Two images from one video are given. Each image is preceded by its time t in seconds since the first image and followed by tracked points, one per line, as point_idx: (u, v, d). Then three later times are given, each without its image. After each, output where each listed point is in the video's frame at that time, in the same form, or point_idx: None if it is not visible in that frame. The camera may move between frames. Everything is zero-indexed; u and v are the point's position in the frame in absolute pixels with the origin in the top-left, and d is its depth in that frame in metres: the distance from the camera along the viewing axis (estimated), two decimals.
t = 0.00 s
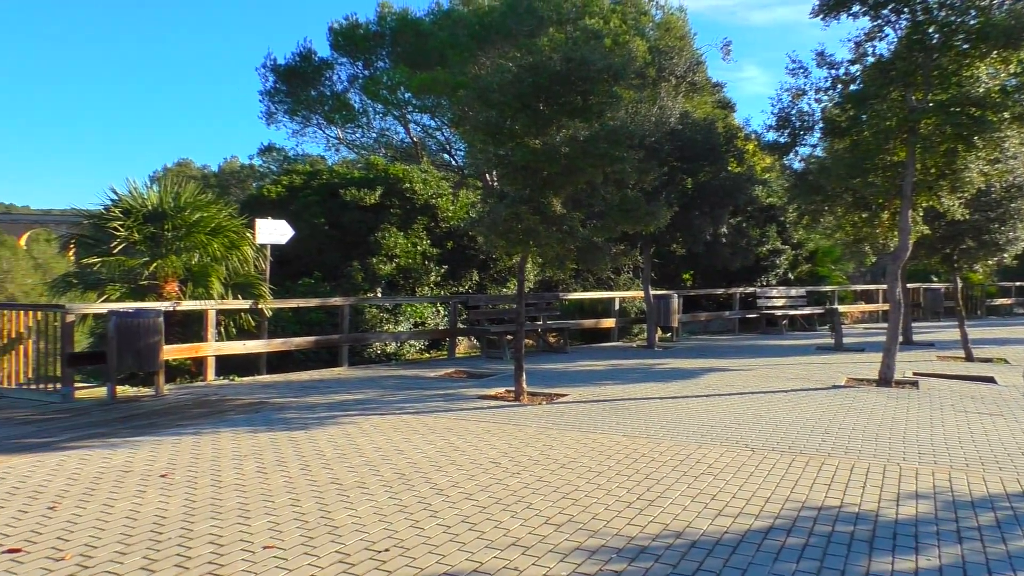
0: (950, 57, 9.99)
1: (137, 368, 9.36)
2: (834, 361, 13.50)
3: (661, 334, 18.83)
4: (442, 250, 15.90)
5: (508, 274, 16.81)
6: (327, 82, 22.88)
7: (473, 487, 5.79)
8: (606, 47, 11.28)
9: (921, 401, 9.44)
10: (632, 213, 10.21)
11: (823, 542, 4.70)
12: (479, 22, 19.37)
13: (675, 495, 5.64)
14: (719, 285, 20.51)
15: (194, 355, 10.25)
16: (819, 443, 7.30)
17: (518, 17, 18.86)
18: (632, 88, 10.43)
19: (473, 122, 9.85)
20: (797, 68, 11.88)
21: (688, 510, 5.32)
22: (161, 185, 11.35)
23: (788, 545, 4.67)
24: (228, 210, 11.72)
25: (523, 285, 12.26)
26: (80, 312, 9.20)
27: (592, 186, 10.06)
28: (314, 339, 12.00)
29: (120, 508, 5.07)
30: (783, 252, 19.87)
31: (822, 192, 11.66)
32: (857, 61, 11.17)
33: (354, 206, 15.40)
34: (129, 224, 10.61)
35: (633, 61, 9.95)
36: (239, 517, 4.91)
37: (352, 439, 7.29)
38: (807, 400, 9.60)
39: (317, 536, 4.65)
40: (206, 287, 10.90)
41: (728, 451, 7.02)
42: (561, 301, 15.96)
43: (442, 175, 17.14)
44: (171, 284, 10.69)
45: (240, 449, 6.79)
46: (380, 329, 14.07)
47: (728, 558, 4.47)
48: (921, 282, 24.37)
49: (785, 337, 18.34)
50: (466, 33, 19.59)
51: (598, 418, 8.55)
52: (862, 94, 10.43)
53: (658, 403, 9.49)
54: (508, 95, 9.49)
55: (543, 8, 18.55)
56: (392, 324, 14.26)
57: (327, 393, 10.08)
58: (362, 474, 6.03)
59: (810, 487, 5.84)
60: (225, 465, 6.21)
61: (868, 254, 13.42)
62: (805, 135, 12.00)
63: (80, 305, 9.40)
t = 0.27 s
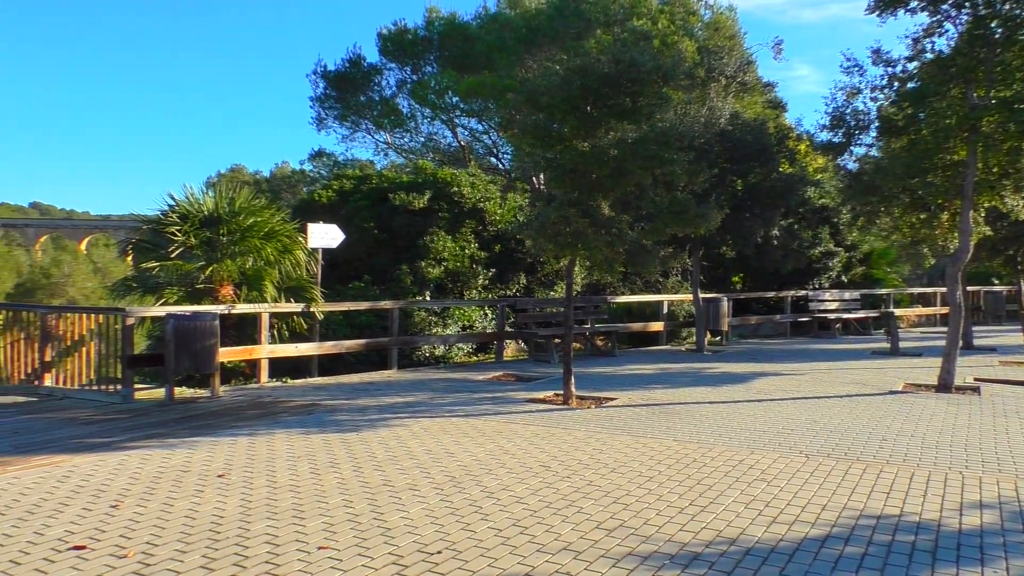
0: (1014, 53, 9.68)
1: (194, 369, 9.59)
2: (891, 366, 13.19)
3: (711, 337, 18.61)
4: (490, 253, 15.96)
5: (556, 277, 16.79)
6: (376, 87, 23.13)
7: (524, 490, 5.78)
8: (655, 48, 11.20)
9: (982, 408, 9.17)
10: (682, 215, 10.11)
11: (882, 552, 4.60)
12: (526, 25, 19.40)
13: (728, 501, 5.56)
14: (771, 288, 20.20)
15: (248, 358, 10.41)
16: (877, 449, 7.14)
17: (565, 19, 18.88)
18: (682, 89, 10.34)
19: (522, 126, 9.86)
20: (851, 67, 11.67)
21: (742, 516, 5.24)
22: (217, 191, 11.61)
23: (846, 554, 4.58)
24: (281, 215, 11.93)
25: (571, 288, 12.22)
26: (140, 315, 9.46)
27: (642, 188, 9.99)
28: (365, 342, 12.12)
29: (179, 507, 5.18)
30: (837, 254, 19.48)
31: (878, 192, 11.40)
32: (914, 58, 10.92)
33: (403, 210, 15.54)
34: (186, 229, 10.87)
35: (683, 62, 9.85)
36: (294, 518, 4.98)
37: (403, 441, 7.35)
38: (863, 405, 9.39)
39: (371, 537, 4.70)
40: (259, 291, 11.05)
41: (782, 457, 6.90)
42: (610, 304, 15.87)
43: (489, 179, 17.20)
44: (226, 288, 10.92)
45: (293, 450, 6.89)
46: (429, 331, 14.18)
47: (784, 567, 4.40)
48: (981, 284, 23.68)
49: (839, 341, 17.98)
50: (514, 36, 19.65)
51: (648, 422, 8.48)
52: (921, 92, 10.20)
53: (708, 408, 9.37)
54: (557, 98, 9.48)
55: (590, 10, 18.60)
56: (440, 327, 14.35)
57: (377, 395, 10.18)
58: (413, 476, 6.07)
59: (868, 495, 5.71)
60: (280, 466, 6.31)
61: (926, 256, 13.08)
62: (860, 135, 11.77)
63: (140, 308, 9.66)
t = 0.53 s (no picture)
0: None
1: (244, 372, 9.74)
2: (944, 370, 12.86)
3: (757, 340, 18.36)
4: (533, 256, 15.96)
5: (599, 280, 16.72)
6: (419, 92, 23.30)
7: (570, 494, 5.76)
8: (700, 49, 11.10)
9: None
10: (728, 216, 9.99)
11: (939, 561, 4.48)
12: (569, 27, 19.37)
13: (779, 507, 5.47)
14: (818, 290, 19.86)
15: (296, 360, 10.56)
16: (932, 455, 6.96)
17: (607, 20, 18.72)
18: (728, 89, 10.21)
19: (566, 128, 9.83)
20: (903, 64, 11.43)
21: (792, 522, 5.14)
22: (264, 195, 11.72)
23: (902, 562, 4.47)
24: (327, 219, 12.03)
25: (615, 290, 12.15)
26: (191, 319, 9.65)
27: (687, 190, 9.90)
28: (409, 344, 12.19)
29: (231, 507, 5.26)
30: (887, 256, 19.04)
31: (930, 192, 11.13)
32: (970, 54, 10.65)
33: (447, 214, 15.60)
34: (235, 234, 10.99)
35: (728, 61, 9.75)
36: (342, 518, 5.03)
37: (448, 443, 7.37)
38: (916, 410, 9.18)
39: (419, 538, 4.72)
40: (307, 294, 11.21)
41: (833, 462, 6.76)
42: (654, 307, 15.75)
43: (533, 182, 17.20)
44: (274, 291, 11.10)
45: (341, 451, 6.96)
46: (472, 334, 14.21)
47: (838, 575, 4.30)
48: None
49: (889, 344, 17.60)
50: (556, 38, 19.64)
51: (694, 426, 8.38)
52: (977, 88, 9.94)
53: (756, 412, 9.24)
54: (602, 100, 9.43)
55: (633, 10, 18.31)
56: (484, 329, 14.39)
57: (422, 398, 10.23)
58: (459, 479, 6.09)
59: (924, 502, 5.57)
60: (328, 467, 6.38)
61: (981, 256, 12.74)
62: (913, 133, 11.52)
63: (190, 311, 9.84)
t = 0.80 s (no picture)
0: None
1: (289, 373, 9.86)
2: (998, 374, 12.52)
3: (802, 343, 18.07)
4: (574, 258, 15.93)
5: (641, 281, 16.62)
6: (460, 94, 23.39)
7: (613, 497, 5.72)
8: (745, 47, 10.94)
9: None
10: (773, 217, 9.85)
11: (997, 571, 4.35)
12: (610, 28, 19.31)
13: (828, 513, 5.37)
14: (866, 292, 19.49)
15: (340, 361, 10.67)
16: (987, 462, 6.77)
17: (649, 22, 18.46)
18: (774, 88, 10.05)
19: (608, 130, 9.78)
20: (956, 60, 11.19)
21: (842, 529, 5.05)
22: (308, 198, 11.84)
23: (958, 572, 4.35)
24: (370, 221, 12.12)
25: (658, 292, 12.06)
26: (238, 320, 9.81)
27: (731, 190, 9.79)
28: (451, 346, 12.24)
29: (278, 507, 5.34)
30: (938, 257, 18.56)
31: (984, 191, 10.85)
32: None
33: (488, 216, 15.64)
34: (280, 237, 11.13)
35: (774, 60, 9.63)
36: (388, 519, 5.06)
37: (491, 446, 7.37)
38: (969, 415, 8.95)
39: (463, 540, 4.73)
40: (351, 295, 11.33)
41: (883, 468, 6.62)
42: (697, 309, 15.59)
43: (574, 183, 17.15)
44: (318, 293, 11.23)
45: (385, 452, 7.01)
46: (513, 336, 14.22)
47: None
48: None
49: (940, 347, 17.19)
50: (597, 39, 19.58)
51: (739, 430, 8.28)
52: None
53: (802, 416, 9.09)
54: (645, 101, 9.35)
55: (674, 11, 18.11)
56: (525, 331, 14.39)
57: (464, 399, 10.25)
58: (503, 481, 6.09)
59: (979, 510, 5.42)
60: (373, 468, 6.43)
61: None
62: (966, 131, 11.28)
63: (237, 313, 10.01)
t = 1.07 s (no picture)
0: None
1: (330, 374, 9.96)
2: None
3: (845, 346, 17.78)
4: (612, 259, 15.85)
5: (680, 283, 16.50)
6: (497, 96, 23.43)
7: (654, 501, 5.67)
8: (788, 46, 10.77)
9: None
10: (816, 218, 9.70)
11: None
12: (649, 28, 19.19)
13: (874, 520, 5.26)
14: (911, 295, 19.11)
15: (379, 362, 10.74)
16: None
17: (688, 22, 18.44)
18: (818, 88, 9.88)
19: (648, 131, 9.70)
20: (1006, 57, 10.93)
21: (890, 537, 4.94)
22: (349, 200, 11.93)
23: None
24: (409, 224, 12.18)
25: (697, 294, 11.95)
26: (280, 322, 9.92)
27: (773, 191, 9.66)
28: (489, 348, 12.25)
29: (320, 506, 5.38)
30: (986, 259, 18.11)
31: None
32: None
33: (526, 218, 15.62)
34: (321, 238, 11.25)
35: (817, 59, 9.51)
36: (428, 520, 5.07)
37: (530, 448, 7.36)
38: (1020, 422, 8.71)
39: (504, 542, 4.72)
40: (390, 297, 11.37)
41: (932, 474, 6.47)
42: (737, 311, 15.41)
43: (612, 184, 17.06)
44: (359, 295, 11.29)
45: (424, 453, 7.03)
46: (551, 338, 14.19)
47: None
48: None
49: (988, 351, 16.78)
50: (635, 39, 19.48)
51: (782, 434, 8.16)
52: None
53: (846, 420, 8.94)
54: (685, 101, 9.25)
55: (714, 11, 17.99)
56: (563, 333, 14.36)
57: (503, 401, 10.25)
58: (542, 483, 6.07)
59: None
60: (413, 469, 6.45)
61: None
62: (1016, 129, 11.00)
63: (279, 315, 10.11)
